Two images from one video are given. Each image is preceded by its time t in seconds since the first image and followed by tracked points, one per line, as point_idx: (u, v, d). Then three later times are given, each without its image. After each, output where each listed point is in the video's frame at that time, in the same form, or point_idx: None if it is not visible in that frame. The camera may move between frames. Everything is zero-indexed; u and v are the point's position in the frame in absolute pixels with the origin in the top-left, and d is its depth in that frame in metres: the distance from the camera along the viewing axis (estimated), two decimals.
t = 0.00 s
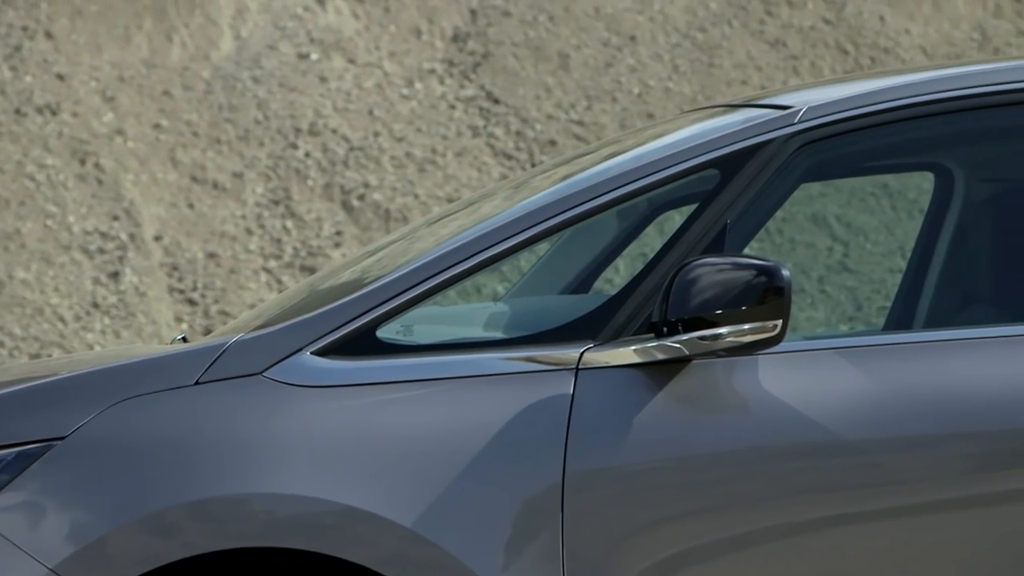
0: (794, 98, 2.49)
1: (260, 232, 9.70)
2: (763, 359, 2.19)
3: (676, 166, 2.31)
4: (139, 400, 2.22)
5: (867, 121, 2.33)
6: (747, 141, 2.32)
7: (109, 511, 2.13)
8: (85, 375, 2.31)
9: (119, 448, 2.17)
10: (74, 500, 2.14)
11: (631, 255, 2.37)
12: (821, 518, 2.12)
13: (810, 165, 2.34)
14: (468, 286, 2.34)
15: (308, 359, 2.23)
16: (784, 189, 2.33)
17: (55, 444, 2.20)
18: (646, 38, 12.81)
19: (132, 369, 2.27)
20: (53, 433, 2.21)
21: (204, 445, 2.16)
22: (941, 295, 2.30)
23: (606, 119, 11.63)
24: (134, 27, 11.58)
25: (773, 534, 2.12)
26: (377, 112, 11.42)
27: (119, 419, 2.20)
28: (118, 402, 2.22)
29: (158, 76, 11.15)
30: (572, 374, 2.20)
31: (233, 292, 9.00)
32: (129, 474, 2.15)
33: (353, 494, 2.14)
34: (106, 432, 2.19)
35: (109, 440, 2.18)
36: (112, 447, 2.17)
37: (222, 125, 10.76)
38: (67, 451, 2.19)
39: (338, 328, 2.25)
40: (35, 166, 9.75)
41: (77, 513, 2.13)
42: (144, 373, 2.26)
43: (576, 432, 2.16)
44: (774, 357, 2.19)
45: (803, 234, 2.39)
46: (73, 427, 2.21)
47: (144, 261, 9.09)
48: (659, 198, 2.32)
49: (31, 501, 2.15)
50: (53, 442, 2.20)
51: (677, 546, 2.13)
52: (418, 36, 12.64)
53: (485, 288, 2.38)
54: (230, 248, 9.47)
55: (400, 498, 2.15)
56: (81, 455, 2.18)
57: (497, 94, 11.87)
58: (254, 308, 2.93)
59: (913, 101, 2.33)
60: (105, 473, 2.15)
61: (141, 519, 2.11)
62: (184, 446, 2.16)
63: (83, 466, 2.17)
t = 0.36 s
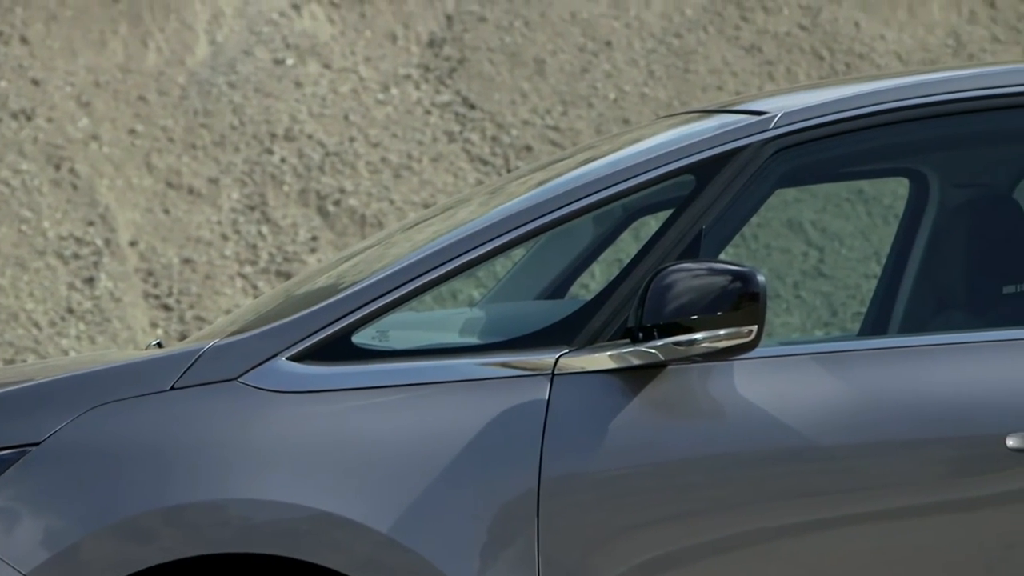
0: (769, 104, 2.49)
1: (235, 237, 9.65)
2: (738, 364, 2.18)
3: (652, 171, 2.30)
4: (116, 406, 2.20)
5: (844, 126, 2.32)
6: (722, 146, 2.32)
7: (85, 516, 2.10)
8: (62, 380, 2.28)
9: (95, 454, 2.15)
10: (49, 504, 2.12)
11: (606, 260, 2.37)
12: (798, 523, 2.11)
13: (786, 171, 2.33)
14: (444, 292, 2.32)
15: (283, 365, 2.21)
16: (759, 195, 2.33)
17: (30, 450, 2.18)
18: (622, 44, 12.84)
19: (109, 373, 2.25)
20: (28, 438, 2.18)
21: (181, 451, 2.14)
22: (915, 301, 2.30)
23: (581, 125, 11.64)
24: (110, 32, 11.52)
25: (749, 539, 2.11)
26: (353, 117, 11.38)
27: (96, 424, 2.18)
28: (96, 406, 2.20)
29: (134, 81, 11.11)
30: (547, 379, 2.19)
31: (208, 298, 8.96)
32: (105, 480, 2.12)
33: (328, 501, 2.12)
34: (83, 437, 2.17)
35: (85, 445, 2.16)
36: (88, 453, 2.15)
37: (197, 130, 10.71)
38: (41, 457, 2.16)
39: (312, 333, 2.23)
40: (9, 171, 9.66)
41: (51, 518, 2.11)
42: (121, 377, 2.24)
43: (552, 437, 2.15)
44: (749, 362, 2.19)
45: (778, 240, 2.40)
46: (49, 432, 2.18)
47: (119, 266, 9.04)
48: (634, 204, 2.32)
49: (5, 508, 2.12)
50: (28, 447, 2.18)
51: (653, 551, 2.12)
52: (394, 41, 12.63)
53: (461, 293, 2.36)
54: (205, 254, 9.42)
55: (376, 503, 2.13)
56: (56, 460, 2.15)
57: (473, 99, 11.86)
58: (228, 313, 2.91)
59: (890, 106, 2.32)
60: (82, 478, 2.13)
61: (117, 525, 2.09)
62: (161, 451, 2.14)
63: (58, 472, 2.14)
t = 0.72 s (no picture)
0: (746, 109, 2.48)
1: (210, 241, 9.58)
2: (713, 369, 2.18)
3: (627, 176, 2.29)
4: (91, 411, 2.19)
5: (820, 131, 2.31)
6: (698, 151, 2.31)
7: (59, 521, 2.09)
8: (40, 385, 2.28)
9: (70, 458, 2.14)
10: (22, 509, 2.11)
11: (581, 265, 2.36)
12: (773, 527, 2.10)
13: (761, 176, 2.32)
14: (419, 296, 2.31)
15: (257, 369, 2.19)
16: (735, 200, 2.32)
17: (5, 454, 2.17)
18: (597, 49, 12.87)
19: (86, 377, 2.25)
20: (4, 443, 2.18)
21: (155, 455, 2.13)
22: (890, 305, 2.30)
23: (557, 129, 11.62)
24: (84, 36, 11.47)
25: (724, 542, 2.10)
26: (328, 121, 11.34)
27: (71, 429, 2.17)
28: (74, 410, 2.19)
29: (108, 86, 11.06)
30: (522, 384, 2.18)
31: (183, 303, 8.91)
32: (80, 484, 2.11)
33: (301, 507, 2.11)
34: (58, 442, 2.16)
35: (60, 449, 2.15)
36: (63, 457, 2.14)
37: (172, 134, 10.67)
38: (15, 462, 2.15)
39: (288, 338, 2.21)
40: None
41: (24, 523, 2.10)
42: (97, 381, 2.23)
43: (526, 443, 2.14)
44: (724, 367, 2.18)
45: (753, 244, 2.41)
46: (24, 437, 2.18)
47: (94, 271, 8.98)
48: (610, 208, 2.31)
49: None
50: (3, 452, 2.17)
51: (628, 555, 2.11)
52: (369, 47, 12.62)
53: (436, 298, 2.35)
54: (180, 258, 9.36)
55: (350, 508, 2.12)
56: (31, 465, 2.14)
57: (448, 104, 11.84)
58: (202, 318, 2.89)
59: (866, 110, 2.32)
60: (56, 482, 2.12)
61: (91, 530, 2.08)
62: (135, 455, 2.13)
63: (32, 477, 2.13)
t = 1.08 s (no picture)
0: (721, 113, 2.49)
1: (184, 245, 9.53)
2: (687, 373, 2.17)
3: (602, 179, 2.29)
4: (64, 415, 2.17)
5: (794, 135, 2.31)
6: (673, 155, 2.31)
7: (34, 526, 2.08)
8: (21, 386, 2.26)
9: (44, 462, 2.12)
10: None
11: (556, 268, 2.35)
12: (748, 531, 2.10)
13: (734, 180, 2.32)
14: (393, 300, 2.30)
15: (231, 373, 2.18)
16: (710, 203, 2.32)
17: None
18: (572, 53, 12.88)
19: (67, 379, 2.23)
20: None
21: (128, 459, 2.11)
22: (864, 309, 2.29)
23: (531, 133, 11.61)
24: (58, 39, 11.45)
25: (698, 546, 2.10)
26: (303, 125, 11.30)
27: (44, 433, 2.15)
28: (55, 411, 2.18)
29: (82, 89, 11.01)
30: (496, 389, 2.17)
31: (157, 306, 8.87)
32: (54, 488, 2.10)
33: (274, 511, 2.09)
34: (31, 446, 2.14)
35: (33, 453, 2.13)
36: (36, 461, 2.13)
37: (147, 138, 10.62)
38: None
39: (262, 342, 2.20)
40: None
41: None
42: (70, 385, 2.21)
43: (500, 447, 2.13)
44: (698, 371, 2.18)
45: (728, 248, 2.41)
46: None
47: (68, 275, 8.92)
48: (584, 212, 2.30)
49: None
50: None
51: (603, 559, 2.10)
52: (344, 51, 12.60)
53: (410, 302, 2.34)
54: (154, 262, 9.31)
55: (323, 513, 2.10)
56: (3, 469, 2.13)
57: (423, 108, 11.82)
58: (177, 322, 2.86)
59: (841, 115, 2.32)
60: (29, 486, 2.11)
61: (65, 534, 2.07)
62: (109, 459, 2.11)
63: (5, 481, 2.12)
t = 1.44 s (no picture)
0: (693, 116, 2.49)
1: (156, 248, 9.48)
2: (660, 376, 2.17)
3: (575, 182, 2.28)
4: (37, 418, 2.16)
5: (766, 138, 2.31)
6: (646, 157, 2.31)
7: (10, 526, 2.07)
8: None
9: (16, 465, 2.11)
10: None
11: (529, 270, 2.35)
12: (721, 533, 2.09)
13: (707, 182, 2.32)
14: (366, 303, 2.28)
15: (204, 375, 2.17)
16: (682, 206, 2.32)
17: None
18: (544, 55, 12.88)
19: (50, 380, 2.22)
20: None
21: (101, 461, 2.10)
22: (835, 312, 2.29)
23: (504, 136, 11.61)
24: (30, 42, 11.40)
25: (671, 548, 2.09)
26: (275, 127, 11.25)
27: (17, 436, 2.14)
28: (41, 410, 2.17)
29: (54, 91, 10.95)
30: (469, 391, 2.16)
31: (129, 309, 8.82)
32: (26, 491, 2.09)
33: (246, 513, 2.08)
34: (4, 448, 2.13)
35: (7, 456, 2.12)
36: (9, 464, 2.11)
37: (119, 140, 10.56)
38: None
39: (234, 344, 2.19)
40: None
41: None
42: (43, 389, 2.20)
43: (473, 449, 2.12)
44: (670, 373, 2.17)
45: (699, 251, 2.41)
46: None
47: (39, 277, 8.85)
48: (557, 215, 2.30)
49: None
50: None
51: (577, 560, 2.10)
52: (316, 53, 12.56)
53: (383, 304, 2.33)
54: (127, 265, 9.25)
55: (294, 516, 2.09)
56: None
57: (396, 111, 11.79)
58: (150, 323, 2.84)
59: (814, 117, 2.32)
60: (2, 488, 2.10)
61: (38, 536, 2.06)
62: (82, 461, 2.10)
63: None
